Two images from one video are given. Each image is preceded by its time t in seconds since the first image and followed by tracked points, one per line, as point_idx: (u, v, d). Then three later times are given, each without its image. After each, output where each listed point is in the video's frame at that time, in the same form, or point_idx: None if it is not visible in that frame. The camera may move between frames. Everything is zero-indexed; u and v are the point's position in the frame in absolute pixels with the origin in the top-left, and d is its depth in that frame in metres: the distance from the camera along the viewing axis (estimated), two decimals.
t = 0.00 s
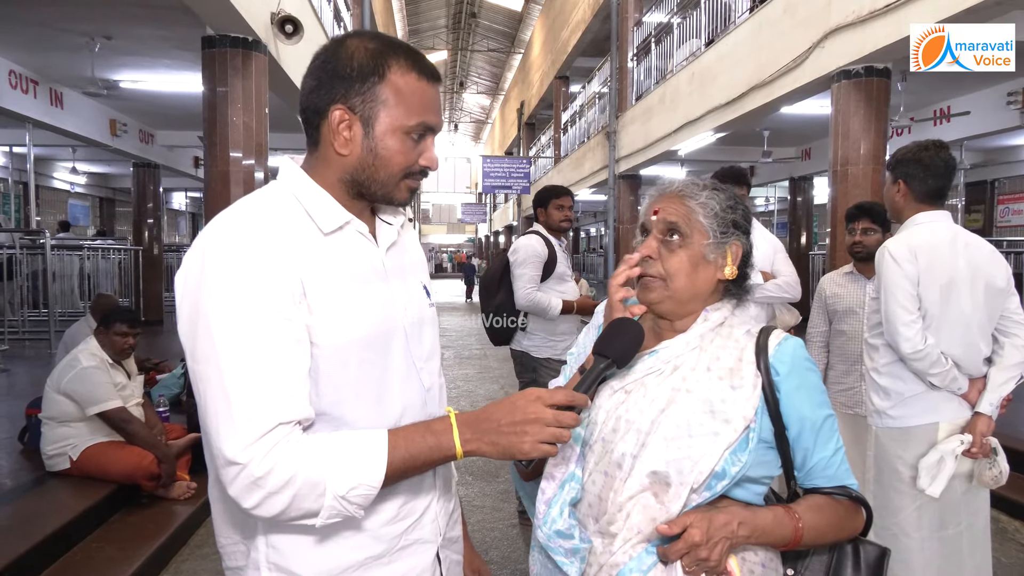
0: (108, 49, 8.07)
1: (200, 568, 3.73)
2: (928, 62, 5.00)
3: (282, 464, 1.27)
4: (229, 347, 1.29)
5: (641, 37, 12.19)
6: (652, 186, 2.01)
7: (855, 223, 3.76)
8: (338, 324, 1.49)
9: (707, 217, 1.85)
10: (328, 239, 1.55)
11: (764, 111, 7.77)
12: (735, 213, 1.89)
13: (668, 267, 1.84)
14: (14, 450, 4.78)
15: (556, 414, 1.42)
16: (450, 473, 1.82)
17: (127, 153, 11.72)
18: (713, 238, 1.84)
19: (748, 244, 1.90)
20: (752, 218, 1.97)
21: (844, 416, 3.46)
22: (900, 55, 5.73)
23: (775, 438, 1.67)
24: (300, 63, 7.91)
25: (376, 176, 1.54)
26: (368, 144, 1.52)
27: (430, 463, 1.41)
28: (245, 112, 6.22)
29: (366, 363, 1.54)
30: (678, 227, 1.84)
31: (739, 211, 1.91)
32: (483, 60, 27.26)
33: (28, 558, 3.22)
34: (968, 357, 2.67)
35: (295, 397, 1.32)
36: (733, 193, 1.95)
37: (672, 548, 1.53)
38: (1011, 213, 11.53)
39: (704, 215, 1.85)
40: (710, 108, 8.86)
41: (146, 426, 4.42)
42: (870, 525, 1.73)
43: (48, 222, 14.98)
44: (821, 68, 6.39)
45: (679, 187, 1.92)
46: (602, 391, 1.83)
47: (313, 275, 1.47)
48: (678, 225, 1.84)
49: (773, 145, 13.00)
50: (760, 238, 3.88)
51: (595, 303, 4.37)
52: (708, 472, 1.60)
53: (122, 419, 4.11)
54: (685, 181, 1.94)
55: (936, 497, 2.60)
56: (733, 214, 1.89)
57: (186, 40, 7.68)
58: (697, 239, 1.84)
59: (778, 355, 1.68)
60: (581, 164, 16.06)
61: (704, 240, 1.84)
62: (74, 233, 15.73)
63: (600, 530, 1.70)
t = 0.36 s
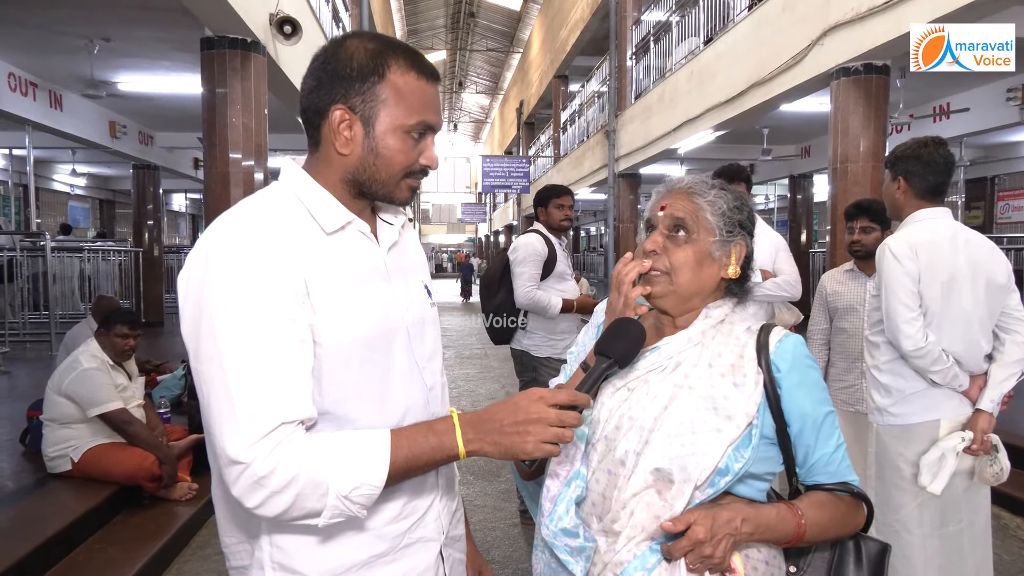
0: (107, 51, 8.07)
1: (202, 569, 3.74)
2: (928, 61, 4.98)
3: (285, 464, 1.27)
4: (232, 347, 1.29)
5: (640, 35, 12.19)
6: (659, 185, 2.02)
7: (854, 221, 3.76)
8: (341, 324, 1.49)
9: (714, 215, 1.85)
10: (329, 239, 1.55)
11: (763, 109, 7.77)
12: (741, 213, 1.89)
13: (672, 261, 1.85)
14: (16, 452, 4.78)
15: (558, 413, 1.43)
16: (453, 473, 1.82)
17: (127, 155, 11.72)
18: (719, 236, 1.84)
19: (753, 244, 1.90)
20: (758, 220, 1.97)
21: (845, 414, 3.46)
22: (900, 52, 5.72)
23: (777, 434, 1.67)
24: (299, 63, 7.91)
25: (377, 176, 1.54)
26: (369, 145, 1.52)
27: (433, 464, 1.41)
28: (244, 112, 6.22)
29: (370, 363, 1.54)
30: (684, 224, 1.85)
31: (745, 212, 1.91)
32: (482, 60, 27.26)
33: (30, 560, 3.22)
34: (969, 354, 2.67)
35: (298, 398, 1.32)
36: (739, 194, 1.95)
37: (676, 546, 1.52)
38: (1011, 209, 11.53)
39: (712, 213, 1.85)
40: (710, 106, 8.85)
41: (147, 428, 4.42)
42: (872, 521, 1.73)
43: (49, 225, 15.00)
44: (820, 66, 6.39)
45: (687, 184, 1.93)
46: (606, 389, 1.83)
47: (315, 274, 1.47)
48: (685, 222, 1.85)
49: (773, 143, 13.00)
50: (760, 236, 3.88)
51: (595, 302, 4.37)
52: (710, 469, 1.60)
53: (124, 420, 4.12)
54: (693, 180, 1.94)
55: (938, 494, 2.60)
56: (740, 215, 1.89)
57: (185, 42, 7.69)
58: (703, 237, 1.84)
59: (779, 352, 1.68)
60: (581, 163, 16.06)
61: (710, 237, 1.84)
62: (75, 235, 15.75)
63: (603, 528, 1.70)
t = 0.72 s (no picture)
0: (107, 51, 8.07)
1: (203, 569, 3.74)
2: (928, 62, 5.00)
3: (283, 463, 1.27)
4: (229, 348, 1.29)
5: (640, 35, 12.18)
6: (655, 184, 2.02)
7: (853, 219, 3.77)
8: (337, 323, 1.50)
9: (712, 212, 1.86)
10: (326, 238, 1.55)
11: (763, 109, 7.77)
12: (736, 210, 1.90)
13: (671, 256, 1.84)
14: (16, 453, 4.78)
15: (557, 411, 1.44)
16: (451, 471, 1.83)
17: (127, 155, 11.72)
18: (715, 231, 1.84)
19: (748, 242, 1.91)
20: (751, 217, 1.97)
21: (844, 412, 3.46)
22: (900, 51, 5.72)
23: (774, 426, 1.68)
24: (299, 63, 7.91)
25: (372, 176, 1.55)
26: (364, 144, 1.52)
27: (432, 461, 1.41)
28: (244, 112, 6.22)
29: (367, 362, 1.55)
30: (681, 220, 1.85)
31: (740, 210, 1.92)
32: (482, 59, 27.24)
33: (30, 560, 3.23)
34: (969, 352, 2.67)
35: (295, 398, 1.32)
36: (735, 194, 1.96)
37: (673, 542, 1.53)
38: (1012, 208, 11.53)
39: (710, 209, 1.85)
40: (710, 105, 8.85)
41: (148, 428, 4.42)
42: (874, 513, 1.73)
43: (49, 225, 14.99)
44: (820, 65, 6.39)
45: (683, 181, 1.93)
46: (604, 384, 1.83)
47: (311, 274, 1.48)
48: (684, 218, 1.85)
49: (773, 142, 12.99)
50: (760, 236, 3.88)
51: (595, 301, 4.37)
52: (706, 463, 1.61)
53: (124, 420, 4.13)
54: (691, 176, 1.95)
55: (937, 492, 2.60)
56: (735, 212, 1.90)
57: (185, 42, 7.69)
58: (700, 232, 1.84)
59: (776, 343, 1.68)
60: (581, 162, 16.07)
61: (708, 233, 1.84)
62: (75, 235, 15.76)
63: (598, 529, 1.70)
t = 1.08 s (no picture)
0: (107, 51, 8.07)
1: (203, 568, 3.74)
2: (927, 62, 5.01)
3: (278, 463, 1.27)
4: (224, 347, 1.29)
5: (641, 34, 12.16)
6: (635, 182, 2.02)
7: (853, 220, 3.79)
8: (331, 322, 1.50)
9: (677, 209, 1.85)
10: (320, 237, 1.55)
11: (764, 107, 7.76)
12: (708, 201, 1.87)
13: (645, 262, 1.86)
14: (16, 452, 4.78)
15: (552, 407, 1.44)
16: (447, 469, 1.83)
17: (127, 154, 11.71)
18: (685, 228, 1.83)
19: (729, 232, 1.88)
20: (734, 207, 1.94)
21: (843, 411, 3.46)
22: (901, 50, 5.71)
23: (769, 424, 1.68)
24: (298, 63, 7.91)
25: (366, 174, 1.54)
26: (357, 141, 1.52)
27: (426, 459, 1.40)
28: (244, 112, 6.22)
29: (361, 361, 1.55)
30: (650, 223, 1.85)
31: (716, 199, 1.89)
32: (482, 58, 27.21)
33: (29, 560, 3.22)
34: (968, 352, 2.67)
35: (290, 396, 1.32)
36: (713, 183, 1.93)
37: (663, 545, 1.55)
38: (1012, 207, 11.53)
39: (675, 208, 1.85)
40: (710, 105, 8.84)
41: (148, 427, 4.43)
42: (878, 510, 1.72)
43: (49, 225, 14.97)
44: (820, 64, 6.39)
45: (650, 185, 1.93)
46: (597, 382, 1.83)
47: (305, 272, 1.48)
48: (652, 220, 1.85)
49: (773, 141, 12.98)
50: (759, 236, 3.87)
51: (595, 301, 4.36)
52: (696, 463, 1.61)
53: (124, 419, 4.14)
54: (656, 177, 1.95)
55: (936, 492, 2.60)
56: (706, 204, 1.87)
57: (185, 41, 7.68)
58: (670, 232, 1.84)
59: (767, 340, 1.69)
60: (582, 162, 16.06)
61: (676, 231, 1.84)
62: (75, 234, 15.75)
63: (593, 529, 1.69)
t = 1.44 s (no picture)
0: (107, 50, 8.07)
1: (203, 568, 3.74)
2: (927, 62, 5.02)
3: (274, 465, 1.27)
4: (220, 349, 1.29)
5: (641, 33, 12.16)
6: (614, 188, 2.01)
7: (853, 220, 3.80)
8: (327, 323, 1.49)
9: (654, 214, 1.83)
10: (316, 237, 1.55)
11: (764, 106, 7.75)
12: (684, 200, 1.85)
13: (634, 273, 1.84)
14: (16, 452, 4.78)
15: (549, 409, 1.44)
16: (445, 470, 1.83)
17: (127, 154, 11.70)
18: (666, 234, 1.81)
19: (711, 227, 1.86)
20: (715, 200, 1.91)
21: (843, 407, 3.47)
22: (901, 49, 5.70)
23: (766, 426, 1.68)
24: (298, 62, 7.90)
25: (363, 174, 1.54)
26: (355, 141, 1.52)
27: (425, 461, 1.41)
28: (245, 111, 6.22)
29: (358, 362, 1.54)
30: (632, 234, 1.84)
31: (694, 196, 1.87)
32: (482, 57, 27.20)
33: (30, 559, 3.23)
34: (970, 350, 2.66)
35: (286, 398, 1.32)
36: (690, 181, 1.91)
37: (658, 545, 1.54)
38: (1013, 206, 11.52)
39: (652, 214, 1.83)
40: (710, 104, 8.83)
41: (148, 427, 4.42)
42: (879, 511, 1.72)
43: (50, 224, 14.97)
44: (820, 63, 6.38)
45: (624, 193, 1.92)
46: (593, 384, 1.83)
47: (301, 274, 1.47)
48: (632, 231, 1.84)
49: (774, 140, 12.97)
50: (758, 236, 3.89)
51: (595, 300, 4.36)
52: (693, 465, 1.60)
53: (125, 419, 4.15)
54: (627, 184, 1.93)
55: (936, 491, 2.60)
56: (683, 204, 1.85)
57: (185, 40, 7.68)
58: (652, 240, 1.82)
59: (765, 341, 1.68)
60: (582, 161, 16.06)
61: (658, 238, 1.82)
62: (76, 234, 15.76)
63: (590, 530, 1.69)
